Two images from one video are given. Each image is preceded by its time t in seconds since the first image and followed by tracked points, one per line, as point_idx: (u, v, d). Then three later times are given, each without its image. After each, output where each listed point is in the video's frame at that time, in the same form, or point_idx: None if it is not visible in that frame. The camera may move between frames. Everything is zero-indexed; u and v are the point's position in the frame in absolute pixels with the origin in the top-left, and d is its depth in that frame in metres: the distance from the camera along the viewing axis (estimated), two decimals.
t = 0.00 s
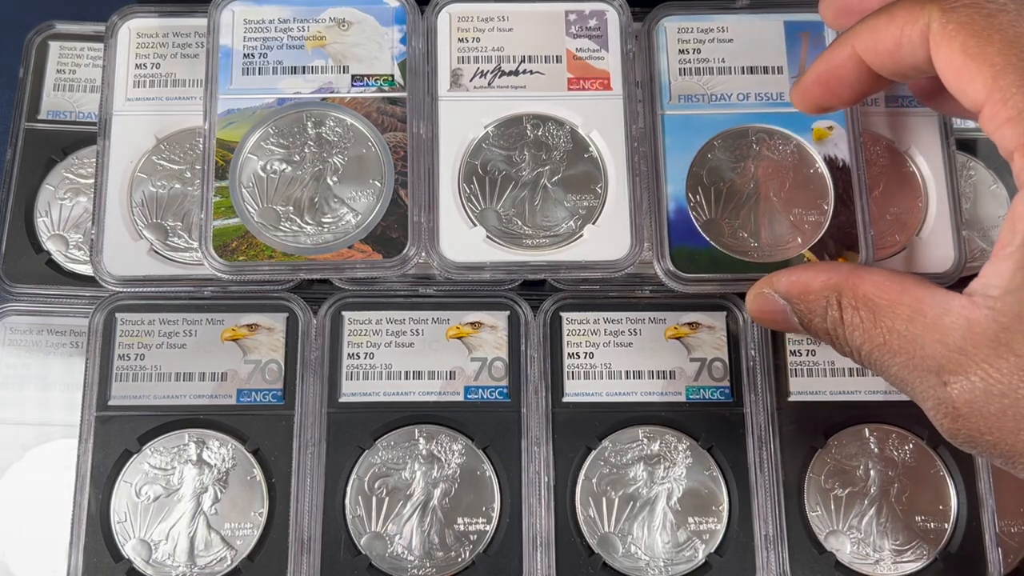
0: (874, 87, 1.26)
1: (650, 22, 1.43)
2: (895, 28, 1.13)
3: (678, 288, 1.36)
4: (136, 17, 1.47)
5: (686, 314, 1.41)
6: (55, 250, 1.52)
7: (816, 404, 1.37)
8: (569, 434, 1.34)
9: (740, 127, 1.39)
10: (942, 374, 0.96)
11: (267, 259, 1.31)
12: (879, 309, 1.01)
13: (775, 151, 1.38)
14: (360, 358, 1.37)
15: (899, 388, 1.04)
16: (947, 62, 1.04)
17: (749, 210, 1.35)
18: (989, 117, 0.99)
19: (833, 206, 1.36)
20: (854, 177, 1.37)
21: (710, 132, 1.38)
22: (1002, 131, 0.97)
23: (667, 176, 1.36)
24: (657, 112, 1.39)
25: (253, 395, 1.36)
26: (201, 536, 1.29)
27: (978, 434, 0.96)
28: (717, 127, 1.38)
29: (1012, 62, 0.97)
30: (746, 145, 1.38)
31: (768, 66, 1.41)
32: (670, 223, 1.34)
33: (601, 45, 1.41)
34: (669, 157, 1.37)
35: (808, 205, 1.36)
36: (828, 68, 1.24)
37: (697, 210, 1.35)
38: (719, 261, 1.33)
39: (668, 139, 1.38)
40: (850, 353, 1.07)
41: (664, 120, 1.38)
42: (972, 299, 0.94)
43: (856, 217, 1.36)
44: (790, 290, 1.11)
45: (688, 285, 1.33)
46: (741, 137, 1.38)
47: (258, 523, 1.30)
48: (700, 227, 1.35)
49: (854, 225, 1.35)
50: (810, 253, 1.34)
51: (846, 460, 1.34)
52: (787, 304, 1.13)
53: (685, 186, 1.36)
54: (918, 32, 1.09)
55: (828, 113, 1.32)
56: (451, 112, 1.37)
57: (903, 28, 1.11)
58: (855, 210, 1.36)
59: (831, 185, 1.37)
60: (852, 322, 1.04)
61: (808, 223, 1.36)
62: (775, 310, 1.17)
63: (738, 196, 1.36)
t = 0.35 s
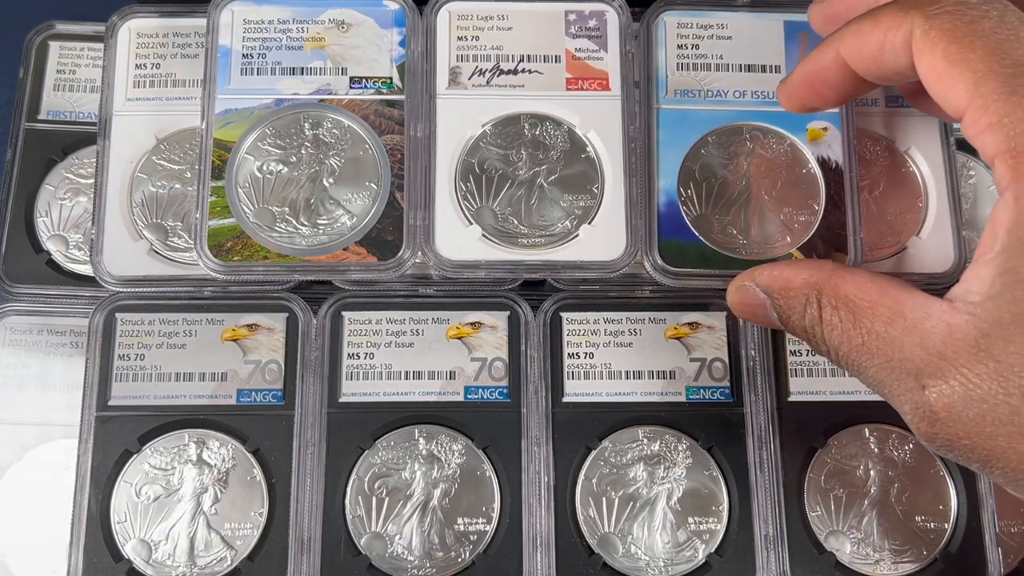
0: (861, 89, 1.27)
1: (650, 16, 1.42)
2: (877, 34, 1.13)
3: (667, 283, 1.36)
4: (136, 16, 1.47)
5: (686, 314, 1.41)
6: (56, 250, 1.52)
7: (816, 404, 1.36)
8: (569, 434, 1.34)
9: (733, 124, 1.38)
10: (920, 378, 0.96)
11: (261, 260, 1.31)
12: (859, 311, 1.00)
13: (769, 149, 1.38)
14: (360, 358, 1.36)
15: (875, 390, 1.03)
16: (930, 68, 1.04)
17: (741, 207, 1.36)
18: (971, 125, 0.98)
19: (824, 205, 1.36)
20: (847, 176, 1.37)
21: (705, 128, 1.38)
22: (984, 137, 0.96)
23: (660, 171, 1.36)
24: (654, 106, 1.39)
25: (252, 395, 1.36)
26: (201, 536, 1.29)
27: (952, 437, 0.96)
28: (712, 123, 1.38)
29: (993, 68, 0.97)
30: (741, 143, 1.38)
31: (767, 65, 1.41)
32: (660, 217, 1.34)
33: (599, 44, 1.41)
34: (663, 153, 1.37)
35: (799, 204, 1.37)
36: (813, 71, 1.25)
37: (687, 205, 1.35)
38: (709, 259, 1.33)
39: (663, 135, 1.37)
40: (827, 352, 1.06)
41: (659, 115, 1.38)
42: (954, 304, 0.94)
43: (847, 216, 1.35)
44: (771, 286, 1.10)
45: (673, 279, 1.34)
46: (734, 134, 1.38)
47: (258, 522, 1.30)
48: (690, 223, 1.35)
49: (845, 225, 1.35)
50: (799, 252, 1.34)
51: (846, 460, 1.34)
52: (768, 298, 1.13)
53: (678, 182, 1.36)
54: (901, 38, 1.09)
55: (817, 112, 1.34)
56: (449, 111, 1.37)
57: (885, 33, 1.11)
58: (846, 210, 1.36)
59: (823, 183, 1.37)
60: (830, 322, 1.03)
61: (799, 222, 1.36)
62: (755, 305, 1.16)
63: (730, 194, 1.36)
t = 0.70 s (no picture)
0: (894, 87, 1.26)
1: (651, 16, 1.42)
2: (912, 38, 1.12)
3: (667, 284, 1.36)
4: (135, 16, 1.47)
5: (686, 314, 1.41)
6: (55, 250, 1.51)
7: (815, 405, 1.36)
8: (569, 433, 1.34)
9: (733, 124, 1.38)
10: (939, 392, 0.96)
11: (259, 260, 1.31)
12: (878, 318, 1.00)
13: (769, 150, 1.38)
14: (361, 357, 1.37)
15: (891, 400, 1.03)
16: (966, 76, 1.04)
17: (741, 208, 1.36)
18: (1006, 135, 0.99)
19: (825, 205, 1.36)
20: (846, 176, 1.37)
21: (705, 128, 1.38)
22: (1016, 151, 0.98)
23: (660, 171, 1.36)
24: (654, 106, 1.38)
25: (252, 395, 1.36)
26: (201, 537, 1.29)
27: (970, 452, 0.96)
28: (711, 123, 1.38)
29: None
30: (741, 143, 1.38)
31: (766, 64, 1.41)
32: (661, 218, 1.34)
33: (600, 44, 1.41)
34: (663, 153, 1.36)
35: (799, 204, 1.37)
36: (843, 70, 1.25)
37: (687, 205, 1.35)
38: (710, 259, 1.33)
39: (662, 134, 1.37)
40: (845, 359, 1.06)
41: (659, 116, 1.38)
42: (976, 318, 0.94)
43: (847, 216, 1.36)
44: (792, 285, 1.09)
45: (674, 279, 1.33)
46: (734, 135, 1.38)
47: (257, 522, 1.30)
48: (691, 223, 1.34)
49: (845, 225, 1.35)
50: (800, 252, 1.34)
51: (845, 460, 1.34)
52: (788, 298, 1.11)
53: (678, 182, 1.36)
54: (938, 44, 1.08)
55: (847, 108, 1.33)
56: (449, 110, 1.37)
57: (920, 37, 1.11)
58: (845, 210, 1.36)
59: (823, 183, 1.37)
60: (848, 329, 1.03)
61: (799, 222, 1.36)
62: (774, 305, 1.15)
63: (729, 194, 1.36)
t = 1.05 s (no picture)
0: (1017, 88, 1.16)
1: (651, 18, 1.43)
2: None
3: (669, 284, 1.36)
4: (136, 17, 1.47)
5: (685, 314, 1.41)
6: (56, 250, 1.52)
7: (815, 404, 1.36)
8: (569, 433, 1.34)
9: (736, 125, 1.39)
10: None
11: (264, 260, 1.32)
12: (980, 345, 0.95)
13: (772, 149, 1.38)
14: (360, 357, 1.37)
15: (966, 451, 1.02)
16: None
17: (744, 208, 1.36)
18: None
19: (829, 205, 1.36)
20: (850, 176, 1.37)
21: (708, 129, 1.38)
22: None
23: (663, 173, 1.36)
24: (655, 108, 1.39)
25: (253, 395, 1.36)
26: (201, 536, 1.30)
27: None
28: (714, 124, 1.38)
29: None
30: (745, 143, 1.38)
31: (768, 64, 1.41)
32: (665, 219, 1.34)
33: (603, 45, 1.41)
34: (666, 154, 1.37)
35: (802, 204, 1.36)
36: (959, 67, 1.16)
37: (691, 207, 1.35)
38: (713, 260, 1.33)
39: (665, 135, 1.38)
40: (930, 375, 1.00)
41: (662, 117, 1.38)
42: None
43: (850, 217, 1.36)
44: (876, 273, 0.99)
45: (678, 280, 1.34)
46: (738, 135, 1.38)
47: (257, 520, 1.30)
48: (694, 224, 1.35)
49: (848, 226, 1.35)
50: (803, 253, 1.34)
51: (846, 460, 1.34)
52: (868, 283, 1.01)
53: (681, 183, 1.36)
54: None
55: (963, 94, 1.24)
56: (452, 111, 1.37)
57: None
58: (848, 210, 1.36)
59: (826, 183, 1.37)
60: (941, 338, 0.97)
61: (803, 223, 1.36)
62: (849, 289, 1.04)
63: (733, 195, 1.36)
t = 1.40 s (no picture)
0: None
1: (651, 17, 1.43)
2: None
3: (669, 284, 1.36)
4: (136, 17, 1.47)
5: (686, 314, 1.41)
6: (55, 250, 1.52)
7: (816, 405, 1.36)
8: (570, 434, 1.34)
9: (737, 125, 1.38)
10: None
11: (264, 260, 1.32)
12: None
13: (772, 150, 1.38)
14: (360, 357, 1.37)
15: None
16: None
17: (745, 208, 1.35)
18: None
19: (829, 205, 1.36)
20: (850, 176, 1.37)
21: (708, 130, 1.38)
22: None
23: (663, 173, 1.36)
24: (655, 108, 1.39)
25: (252, 395, 1.36)
26: (201, 536, 1.29)
27: None
28: (714, 124, 1.38)
29: None
30: (745, 143, 1.38)
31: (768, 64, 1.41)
32: (664, 219, 1.34)
33: (603, 45, 1.41)
34: (666, 153, 1.37)
35: (803, 204, 1.36)
36: None
37: (691, 207, 1.35)
38: (713, 259, 1.33)
39: (665, 135, 1.37)
40: None
41: (661, 117, 1.38)
42: None
43: (850, 217, 1.36)
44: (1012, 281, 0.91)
45: (677, 280, 1.33)
46: (738, 135, 1.38)
47: (257, 520, 1.30)
48: (694, 224, 1.35)
49: (848, 226, 1.35)
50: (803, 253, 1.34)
51: (845, 460, 1.34)
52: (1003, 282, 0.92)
53: (681, 183, 1.36)
54: None
55: None
56: (452, 111, 1.37)
57: None
58: (848, 210, 1.36)
59: (825, 183, 1.37)
60: None
61: (803, 223, 1.35)
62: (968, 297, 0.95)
63: (733, 194, 1.36)
